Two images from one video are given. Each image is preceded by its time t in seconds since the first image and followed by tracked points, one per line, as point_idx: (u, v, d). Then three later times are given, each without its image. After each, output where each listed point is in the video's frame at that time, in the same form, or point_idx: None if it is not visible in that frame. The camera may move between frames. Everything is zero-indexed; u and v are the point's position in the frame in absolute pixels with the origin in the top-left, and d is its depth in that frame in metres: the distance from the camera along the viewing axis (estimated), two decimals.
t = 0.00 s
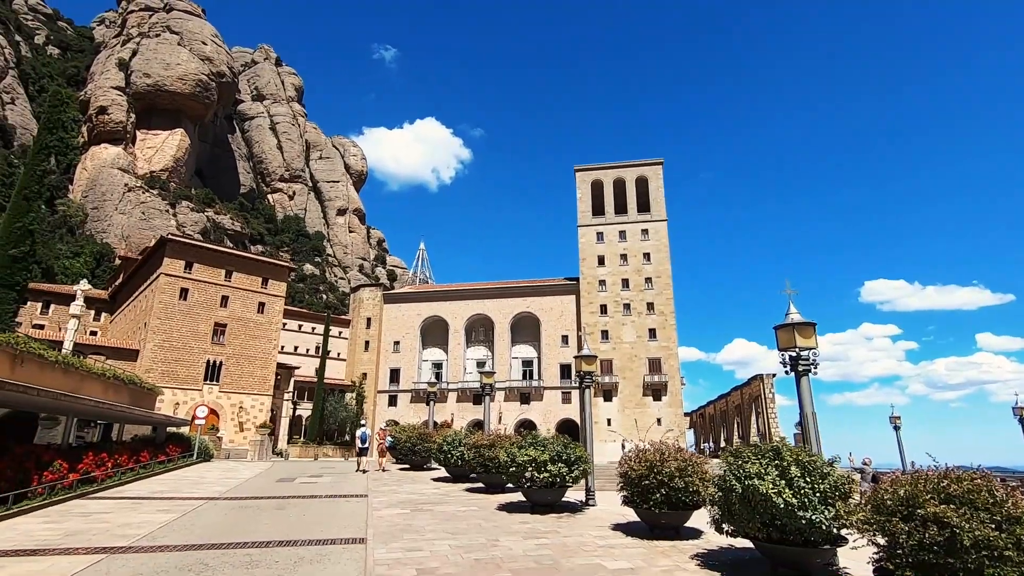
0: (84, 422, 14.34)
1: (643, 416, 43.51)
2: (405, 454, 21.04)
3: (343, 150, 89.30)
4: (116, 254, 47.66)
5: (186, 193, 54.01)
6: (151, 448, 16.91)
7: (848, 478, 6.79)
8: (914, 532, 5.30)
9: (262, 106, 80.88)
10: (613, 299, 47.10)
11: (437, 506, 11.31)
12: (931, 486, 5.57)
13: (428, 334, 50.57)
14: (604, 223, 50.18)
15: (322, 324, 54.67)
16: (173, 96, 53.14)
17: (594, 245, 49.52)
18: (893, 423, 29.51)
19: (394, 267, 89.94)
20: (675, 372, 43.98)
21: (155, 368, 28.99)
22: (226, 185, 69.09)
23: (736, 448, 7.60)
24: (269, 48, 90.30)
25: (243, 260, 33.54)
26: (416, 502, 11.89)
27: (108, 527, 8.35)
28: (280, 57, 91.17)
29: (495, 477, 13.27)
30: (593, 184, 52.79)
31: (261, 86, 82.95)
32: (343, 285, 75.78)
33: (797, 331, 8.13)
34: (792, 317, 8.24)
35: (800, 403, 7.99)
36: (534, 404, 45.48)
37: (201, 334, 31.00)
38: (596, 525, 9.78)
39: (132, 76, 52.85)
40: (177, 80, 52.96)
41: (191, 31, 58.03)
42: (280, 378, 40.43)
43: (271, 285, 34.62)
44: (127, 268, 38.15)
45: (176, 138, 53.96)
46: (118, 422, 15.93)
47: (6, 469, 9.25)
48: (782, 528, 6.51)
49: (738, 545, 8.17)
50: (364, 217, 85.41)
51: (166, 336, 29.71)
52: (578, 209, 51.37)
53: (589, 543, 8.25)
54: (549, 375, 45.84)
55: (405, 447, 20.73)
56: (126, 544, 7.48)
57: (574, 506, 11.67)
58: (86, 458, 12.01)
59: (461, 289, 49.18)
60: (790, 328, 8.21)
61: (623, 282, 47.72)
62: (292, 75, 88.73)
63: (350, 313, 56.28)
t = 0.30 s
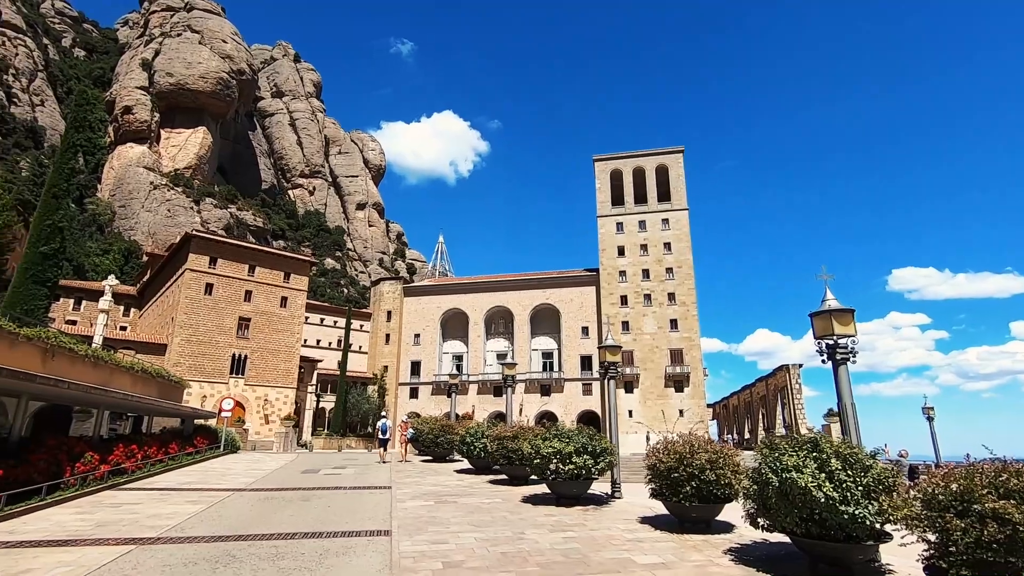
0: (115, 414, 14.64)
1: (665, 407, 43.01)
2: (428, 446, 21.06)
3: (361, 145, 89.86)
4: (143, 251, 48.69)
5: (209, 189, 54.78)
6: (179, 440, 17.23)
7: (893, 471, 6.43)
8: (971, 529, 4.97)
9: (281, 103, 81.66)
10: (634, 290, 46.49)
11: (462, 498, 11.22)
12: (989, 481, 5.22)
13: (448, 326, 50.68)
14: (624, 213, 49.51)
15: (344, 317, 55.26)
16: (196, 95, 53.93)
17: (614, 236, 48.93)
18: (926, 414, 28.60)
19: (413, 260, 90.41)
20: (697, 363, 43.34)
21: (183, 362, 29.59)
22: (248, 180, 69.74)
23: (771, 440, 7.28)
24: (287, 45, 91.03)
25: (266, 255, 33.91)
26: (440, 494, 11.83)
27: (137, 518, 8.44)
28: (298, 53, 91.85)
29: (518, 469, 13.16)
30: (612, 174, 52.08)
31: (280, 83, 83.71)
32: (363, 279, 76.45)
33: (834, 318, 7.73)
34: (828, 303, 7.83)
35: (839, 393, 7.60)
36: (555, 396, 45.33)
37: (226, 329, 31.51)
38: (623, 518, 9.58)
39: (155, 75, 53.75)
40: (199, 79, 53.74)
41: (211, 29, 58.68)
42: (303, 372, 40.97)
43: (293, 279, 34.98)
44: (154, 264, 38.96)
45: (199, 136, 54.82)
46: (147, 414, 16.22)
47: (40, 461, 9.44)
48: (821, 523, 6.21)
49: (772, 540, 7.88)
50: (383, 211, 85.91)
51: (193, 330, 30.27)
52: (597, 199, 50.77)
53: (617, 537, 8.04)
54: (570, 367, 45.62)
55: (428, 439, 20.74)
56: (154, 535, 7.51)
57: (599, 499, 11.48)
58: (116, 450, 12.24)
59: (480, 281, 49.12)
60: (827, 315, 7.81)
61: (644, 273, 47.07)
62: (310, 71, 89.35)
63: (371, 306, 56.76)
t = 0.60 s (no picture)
0: (134, 415, 14.72)
1: (681, 407, 42.43)
2: (444, 447, 20.91)
3: (375, 147, 90.40)
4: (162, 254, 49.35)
5: (225, 193, 55.37)
6: (197, 441, 17.31)
7: (937, 475, 6.08)
8: None
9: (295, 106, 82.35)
10: (649, 288, 45.95)
11: (480, 500, 11.02)
12: None
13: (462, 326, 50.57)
14: (638, 211, 49.00)
15: (358, 318, 55.50)
16: (212, 99, 54.56)
17: (628, 234, 48.44)
18: (953, 414, 27.74)
19: (426, 261, 90.65)
20: (714, 362, 42.69)
21: (201, 363, 29.87)
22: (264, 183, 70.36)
23: (804, 441, 6.94)
24: (301, 48, 91.82)
25: (281, 257, 34.09)
26: (458, 495, 11.64)
27: (155, 519, 8.37)
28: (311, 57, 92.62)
29: (537, 471, 12.95)
30: (626, 172, 51.57)
31: (294, 86, 84.44)
32: (377, 280, 76.80)
33: (869, 313, 7.35)
34: (863, 298, 7.45)
35: (875, 391, 7.21)
36: (570, 396, 45.01)
37: (243, 330, 31.73)
38: (645, 521, 9.29)
39: (172, 81, 54.51)
40: (214, 84, 54.36)
41: (226, 34, 59.33)
42: (319, 372, 41.16)
43: (308, 281, 35.11)
44: (172, 267, 39.45)
45: (215, 140, 55.46)
46: (165, 415, 16.29)
47: (59, 462, 9.43)
48: (861, 529, 5.88)
49: (805, 546, 7.55)
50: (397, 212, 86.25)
51: (210, 332, 30.52)
52: (611, 197, 50.30)
53: (642, 541, 7.77)
54: (584, 367, 45.30)
55: (445, 439, 20.57)
56: (171, 537, 7.41)
57: (621, 501, 11.20)
58: (134, 450, 12.27)
59: (494, 281, 48.96)
60: (862, 309, 7.43)
61: (659, 271, 46.52)
62: (323, 74, 90.06)
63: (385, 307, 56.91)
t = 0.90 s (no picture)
0: (151, 422, 14.74)
1: (697, 412, 41.77)
2: (459, 454, 20.64)
3: (387, 155, 91.16)
4: (178, 263, 49.93)
5: (240, 202, 56.04)
6: (212, 448, 17.30)
7: (985, 487, 5.72)
8: None
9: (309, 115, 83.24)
10: (662, 293, 45.45)
11: (498, 509, 10.75)
12: None
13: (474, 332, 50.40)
14: (652, 215, 48.55)
15: (372, 325, 55.65)
16: (227, 109, 55.29)
17: (641, 238, 47.97)
18: (981, 418, 26.87)
19: (438, 267, 90.87)
20: (730, 366, 41.99)
21: (216, 370, 30.03)
22: (278, 191, 71.08)
23: (838, 448, 6.62)
24: (314, 58, 92.91)
25: (294, 264, 34.22)
26: (475, 504, 11.38)
27: (170, 528, 8.23)
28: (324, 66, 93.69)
29: (554, 478, 12.68)
30: (638, 175, 51.19)
31: (307, 95, 85.39)
32: (390, 286, 77.05)
33: (905, 314, 7.00)
34: (899, 298, 7.08)
35: (913, 396, 6.84)
36: (584, 402, 44.60)
37: (257, 337, 31.87)
38: (670, 532, 8.97)
39: (187, 92, 55.36)
40: (230, 94, 55.12)
41: (240, 45, 60.17)
42: (333, 379, 41.23)
43: (321, 287, 35.18)
44: (188, 275, 39.87)
45: (230, 149, 56.17)
46: (180, 423, 16.28)
47: (74, 470, 9.37)
48: (904, 541, 5.56)
49: (840, 559, 7.19)
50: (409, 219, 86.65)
51: (225, 339, 30.69)
52: (624, 201, 49.93)
53: (667, 553, 7.46)
54: (598, 372, 44.90)
55: (460, 445, 20.36)
56: (186, 547, 7.26)
57: (642, 510, 10.87)
58: (150, 458, 12.23)
59: (506, 286, 48.73)
60: (897, 311, 7.08)
61: (673, 275, 45.99)
62: (336, 83, 91.03)
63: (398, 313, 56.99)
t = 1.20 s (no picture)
0: (172, 432, 14.77)
1: (718, 418, 40.95)
2: (478, 461, 20.38)
3: (401, 164, 92.00)
4: (198, 275, 50.66)
5: (257, 213, 56.88)
6: (231, 457, 17.27)
7: None
8: None
9: (323, 127, 84.35)
10: (680, 296, 44.81)
11: (519, 518, 10.49)
12: None
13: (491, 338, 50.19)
14: (667, 218, 48.03)
15: (388, 333, 55.82)
16: (243, 123, 56.25)
17: (657, 241, 47.45)
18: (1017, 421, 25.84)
19: (453, 275, 91.10)
20: (750, 370, 41.18)
21: (235, 380, 30.25)
22: (295, 203, 71.94)
23: (882, 452, 6.24)
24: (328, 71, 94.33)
25: (311, 273, 34.45)
26: (496, 513, 11.13)
27: (189, 539, 8.12)
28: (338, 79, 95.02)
29: (576, 486, 12.38)
30: (653, 178, 50.75)
31: (322, 108, 86.60)
32: (406, 294, 77.37)
33: (949, 309, 6.62)
34: (941, 293, 6.71)
35: (962, 396, 6.43)
36: (602, 408, 44.05)
37: (275, 346, 32.05)
38: (699, 540, 8.62)
39: (206, 107, 56.44)
40: (246, 108, 56.09)
41: (257, 60, 61.28)
42: (350, 388, 41.32)
43: (338, 296, 35.32)
44: (207, 286, 40.40)
45: (247, 162, 57.11)
46: (199, 432, 16.25)
47: (93, 481, 9.31)
48: (959, 552, 5.18)
49: (884, 571, 6.78)
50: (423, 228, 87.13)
51: (244, 349, 30.93)
52: (638, 204, 49.51)
53: (698, 563, 7.13)
54: (616, 377, 44.37)
55: (478, 453, 20.10)
56: (203, 559, 7.12)
57: (669, 518, 10.51)
58: (169, 467, 12.20)
59: (521, 293, 48.49)
60: (940, 306, 6.70)
61: (690, 278, 45.33)
62: (350, 95, 92.24)
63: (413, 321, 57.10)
